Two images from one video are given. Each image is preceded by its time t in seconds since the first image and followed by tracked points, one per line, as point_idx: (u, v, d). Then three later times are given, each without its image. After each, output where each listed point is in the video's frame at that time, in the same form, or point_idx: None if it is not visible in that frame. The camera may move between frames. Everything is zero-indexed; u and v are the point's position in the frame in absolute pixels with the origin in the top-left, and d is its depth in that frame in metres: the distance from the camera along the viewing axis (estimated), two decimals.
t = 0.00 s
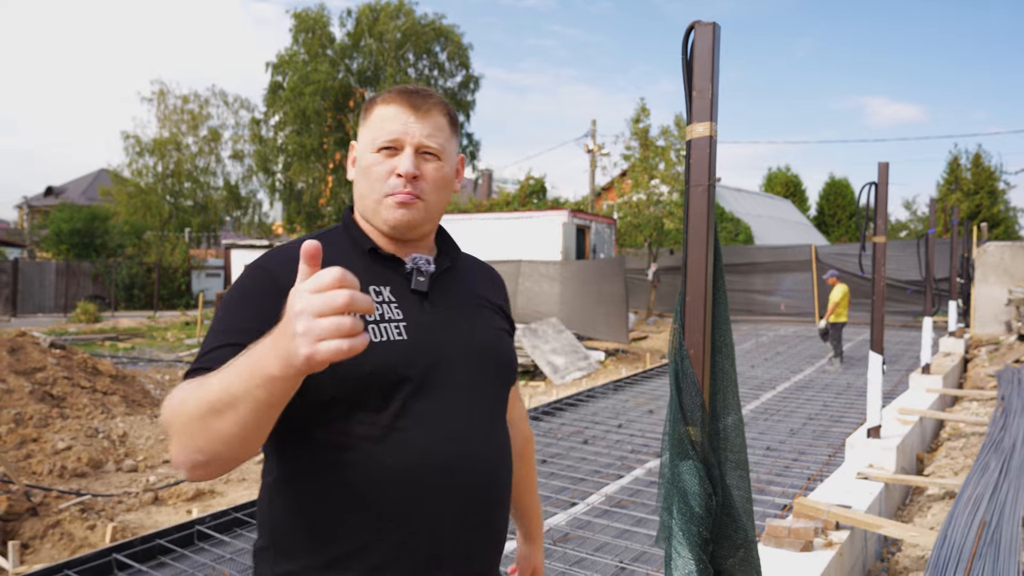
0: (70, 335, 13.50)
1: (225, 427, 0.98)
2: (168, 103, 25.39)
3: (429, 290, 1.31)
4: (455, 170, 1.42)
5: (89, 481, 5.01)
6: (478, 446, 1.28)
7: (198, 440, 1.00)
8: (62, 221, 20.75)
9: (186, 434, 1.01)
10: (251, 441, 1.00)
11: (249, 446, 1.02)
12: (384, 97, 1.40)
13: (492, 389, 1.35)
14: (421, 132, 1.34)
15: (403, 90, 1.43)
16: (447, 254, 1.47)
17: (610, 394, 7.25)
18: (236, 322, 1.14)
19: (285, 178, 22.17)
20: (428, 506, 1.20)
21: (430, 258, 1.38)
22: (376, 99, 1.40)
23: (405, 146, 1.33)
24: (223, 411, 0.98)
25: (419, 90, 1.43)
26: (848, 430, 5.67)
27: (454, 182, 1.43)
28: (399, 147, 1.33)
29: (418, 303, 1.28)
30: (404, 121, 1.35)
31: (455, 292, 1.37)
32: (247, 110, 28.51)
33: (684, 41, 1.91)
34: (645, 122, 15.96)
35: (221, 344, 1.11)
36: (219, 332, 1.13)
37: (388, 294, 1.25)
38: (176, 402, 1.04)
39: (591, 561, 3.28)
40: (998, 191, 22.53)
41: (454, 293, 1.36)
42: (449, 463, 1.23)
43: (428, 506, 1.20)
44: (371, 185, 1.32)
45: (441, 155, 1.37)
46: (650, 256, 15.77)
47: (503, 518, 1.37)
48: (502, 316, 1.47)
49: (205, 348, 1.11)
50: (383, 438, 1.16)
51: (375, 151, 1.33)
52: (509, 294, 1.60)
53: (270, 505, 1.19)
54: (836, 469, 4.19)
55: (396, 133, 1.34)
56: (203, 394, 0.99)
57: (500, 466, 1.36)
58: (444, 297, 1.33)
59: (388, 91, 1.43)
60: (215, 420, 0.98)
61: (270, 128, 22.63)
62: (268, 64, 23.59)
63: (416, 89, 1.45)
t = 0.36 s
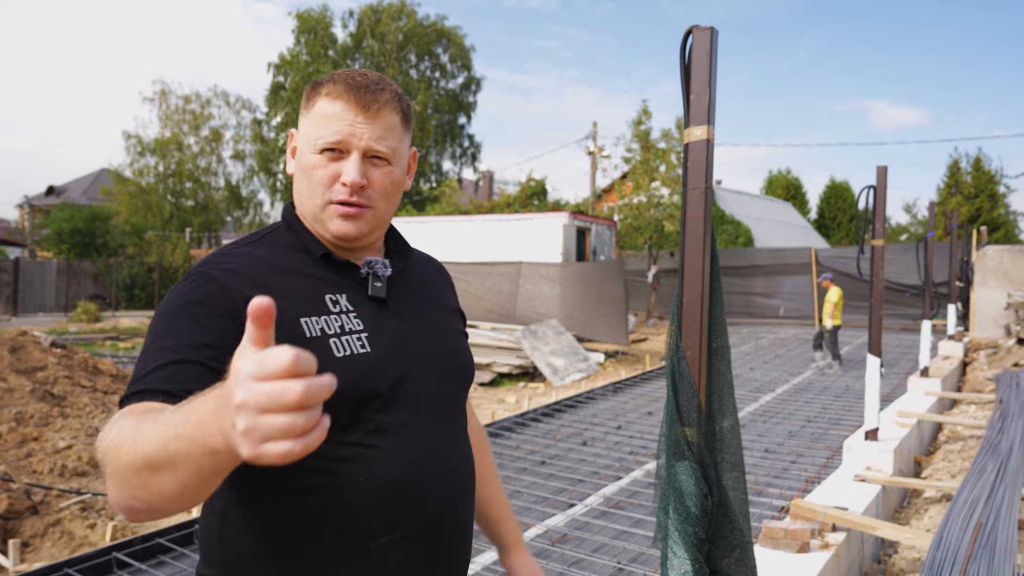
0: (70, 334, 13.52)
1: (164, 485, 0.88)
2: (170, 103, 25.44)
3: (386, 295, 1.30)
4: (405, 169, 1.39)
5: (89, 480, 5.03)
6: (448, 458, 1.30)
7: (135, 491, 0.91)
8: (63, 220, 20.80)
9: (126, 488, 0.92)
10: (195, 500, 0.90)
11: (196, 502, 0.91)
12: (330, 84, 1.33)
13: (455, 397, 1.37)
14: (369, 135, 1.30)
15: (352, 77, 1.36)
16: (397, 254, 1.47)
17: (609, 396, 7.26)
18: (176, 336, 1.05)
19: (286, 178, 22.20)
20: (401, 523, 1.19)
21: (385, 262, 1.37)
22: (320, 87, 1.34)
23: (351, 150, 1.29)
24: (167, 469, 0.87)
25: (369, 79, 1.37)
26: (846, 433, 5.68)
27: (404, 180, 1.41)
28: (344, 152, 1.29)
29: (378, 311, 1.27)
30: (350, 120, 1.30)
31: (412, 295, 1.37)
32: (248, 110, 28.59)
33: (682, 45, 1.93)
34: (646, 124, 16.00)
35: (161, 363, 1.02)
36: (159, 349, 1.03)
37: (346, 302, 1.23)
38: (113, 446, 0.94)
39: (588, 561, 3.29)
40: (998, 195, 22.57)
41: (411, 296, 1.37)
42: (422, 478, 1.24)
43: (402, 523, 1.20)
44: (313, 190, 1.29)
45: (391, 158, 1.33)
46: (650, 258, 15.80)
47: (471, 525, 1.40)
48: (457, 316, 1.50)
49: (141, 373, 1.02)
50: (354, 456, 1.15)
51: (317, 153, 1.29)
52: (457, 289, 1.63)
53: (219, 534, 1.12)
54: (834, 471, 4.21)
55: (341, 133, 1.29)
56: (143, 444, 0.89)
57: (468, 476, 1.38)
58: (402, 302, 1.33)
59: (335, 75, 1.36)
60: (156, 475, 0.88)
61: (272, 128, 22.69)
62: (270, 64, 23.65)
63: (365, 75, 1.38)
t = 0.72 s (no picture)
0: (69, 341, 13.51)
1: (142, 520, 0.90)
2: (170, 109, 25.50)
3: (369, 303, 1.32)
4: (387, 171, 1.39)
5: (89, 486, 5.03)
6: (437, 468, 1.31)
7: (114, 524, 0.93)
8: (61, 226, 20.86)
9: (107, 523, 0.94)
10: (173, 535, 0.91)
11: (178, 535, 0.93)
12: (306, 88, 1.33)
13: (444, 406, 1.38)
14: (349, 141, 1.30)
15: (329, 79, 1.35)
16: (382, 259, 1.48)
17: (608, 400, 7.27)
18: (151, 355, 1.06)
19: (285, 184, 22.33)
20: (388, 536, 1.21)
21: (369, 268, 1.38)
22: (296, 91, 1.33)
23: (331, 157, 1.29)
24: (146, 508, 0.89)
25: (347, 80, 1.36)
26: (845, 436, 5.69)
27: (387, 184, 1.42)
28: (324, 159, 1.29)
29: (360, 320, 1.29)
30: (328, 125, 1.29)
31: (396, 302, 1.38)
32: (247, 116, 28.65)
33: (679, 53, 1.95)
34: (644, 129, 16.06)
35: (137, 385, 1.03)
36: (135, 370, 1.04)
37: (327, 312, 1.24)
38: (92, 478, 0.95)
39: (588, 566, 3.30)
40: (995, 199, 22.65)
41: (395, 303, 1.38)
42: (409, 490, 1.25)
43: (389, 536, 1.21)
44: (293, 200, 1.29)
45: (372, 164, 1.33)
46: (649, 263, 15.84)
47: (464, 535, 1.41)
48: (449, 320, 1.52)
49: (116, 394, 1.03)
50: (337, 471, 1.17)
51: (296, 160, 1.29)
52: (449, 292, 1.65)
53: (205, 547, 1.14)
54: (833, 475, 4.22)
55: (319, 139, 1.29)
56: (120, 478, 0.91)
57: (459, 485, 1.39)
58: (387, 310, 1.34)
59: (311, 77, 1.35)
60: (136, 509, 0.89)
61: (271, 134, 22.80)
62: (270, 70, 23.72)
63: (343, 76, 1.37)
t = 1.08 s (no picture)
0: (68, 342, 13.50)
1: (151, 496, 0.92)
2: (168, 111, 25.49)
3: (372, 306, 1.32)
4: (388, 173, 1.40)
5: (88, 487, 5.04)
6: (440, 473, 1.32)
7: (121, 512, 0.94)
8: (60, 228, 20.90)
9: (110, 512, 0.94)
10: (184, 508, 0.93)
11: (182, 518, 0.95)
12: (304, 93, 1.34)
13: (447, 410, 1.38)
14: (349, 143, 1.31)
15: (327, 83, 1.36)
16: (385, 262, 1.49)
17: (607, 402, 7.28)
18: (151, 363, 1.06)
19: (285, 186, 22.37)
20: (388, 539, 1.22)
21: (372, 271, 1.38)
22: (294, 97, 1.35)
23: (331, 160, 1.30)
24: (155, 484, 0.91)
25: (345, 83, 1.37)
26: (844, 439, 5.70)
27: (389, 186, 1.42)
28: (325, 162, 1.30)
29: (363, 322, 1.29)
30: (327, 128, 1.31)
31: (398, 305, 1.39)
32: (246, 118, 28.64)
33: (678, 56, 1.96)
34: (643, 132, 16.09)
35: (138, 391, 1.03)
36: (137, 376, 1.05)
37: (329, 314, 1.25)
38: (96, 470, 0.96)
39: (588, 568, 3.31)
40: (994, 201, 22.67)
41: (397, 305, 1.39)
42: (413, 493, 1.26)
43: (392, 538, 1.22)
44: (295, 204, 1.30)
45: (373, 165, 1.35)
46: (648, 265, 15.83)
47: (467, 538, 1.42)
48: (451, 323, 1.52)
49: (117, 399, 1.04)
50: (339, 472, 1.18)
51: (297, 164, 1.30)
52: (452, 294, 1.65)
53: (209, 550, 1.17)
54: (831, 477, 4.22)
55: (319, 144, 1.30)
56: (126, 462, 0.93)
57: (461, 488, 1.40)
58: (388, 312, 1.35)
59: (309, 81, 1.37)
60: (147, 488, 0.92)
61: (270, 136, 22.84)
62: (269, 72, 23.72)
63: (340, 79, 1.38)
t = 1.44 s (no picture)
0: (65, 340, 13.50)
1: (166, 476, 0.93)
2: (168, 110, 25.47)
3: (374, 309, 1.32)
4: (395, 176, 1.42)
5: (84, 486, 5.04)
6: (440, 472, 1.33)
7: (133, 495, 0.95)
8: (57, 226, 20.95)
9: (125, 496, 0.95)
10: (198, 487, 0.95)
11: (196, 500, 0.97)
12: (317, 94, 1.34)
13: (447, 413, 1.39)
14: (360, 146, 1.32)
15: (340, 84, 1.37)
16: (388, 266, 1.50)
17: (603, 405, 7.29)
18: (156, 360, 1.07)
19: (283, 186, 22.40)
20: (388, 538, 1.22)
21: (375, 274, 1.39)
22: (305, 98, 1.35)
23: (343, 162, 1.31)
24: (171, 463, 0.93)
25: (357, 85, 1.38)
26: (839, 444, 5.71)
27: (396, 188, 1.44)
28: (337, 164, 1.31)
29: (365, 324, 1.29)
30: (340, 132, 1.32)
31: (400, 309, 1.39)
32: (246, 118, 28.63)
33: (677, 61, 1.98)
34: (642, 136, 16.12)
35: (143, 388, 1.04)
36: (145, 373, 1.05)
37: (331, 315, 1.26)
38: (107, 458, 0.97)
39: (582, 570, 3.31)
40: (991, 209, 22.74)
41: (399, 308, 1.39)
42: (414, 492, 1.26)
43: (392, 536, 1.23)
44: (306, 205, 1.31)
45: (383, 168, 1.36)
46: (645, 269, 15.84)
47: (466, 538, 1.42)
48: (451, 327, 1.53)
49: (123, 393, 1.04)
50: (340, 471, 1.18)
51: (309, 166, 1.31)
52: (452, 299, 1.66)
53: (209, 547, 1.18)
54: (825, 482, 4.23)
55: (331, 145, 1.31)
56: (141, 444, 0.94)
57: (460, 488, 1.40)
58: (390, 313, 1.36)
59: (320, 83, 1.37)
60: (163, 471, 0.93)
61: (269, 136, 22.89)
62: (268, 72, 23.72)
63: (352, 81, 1.39)
